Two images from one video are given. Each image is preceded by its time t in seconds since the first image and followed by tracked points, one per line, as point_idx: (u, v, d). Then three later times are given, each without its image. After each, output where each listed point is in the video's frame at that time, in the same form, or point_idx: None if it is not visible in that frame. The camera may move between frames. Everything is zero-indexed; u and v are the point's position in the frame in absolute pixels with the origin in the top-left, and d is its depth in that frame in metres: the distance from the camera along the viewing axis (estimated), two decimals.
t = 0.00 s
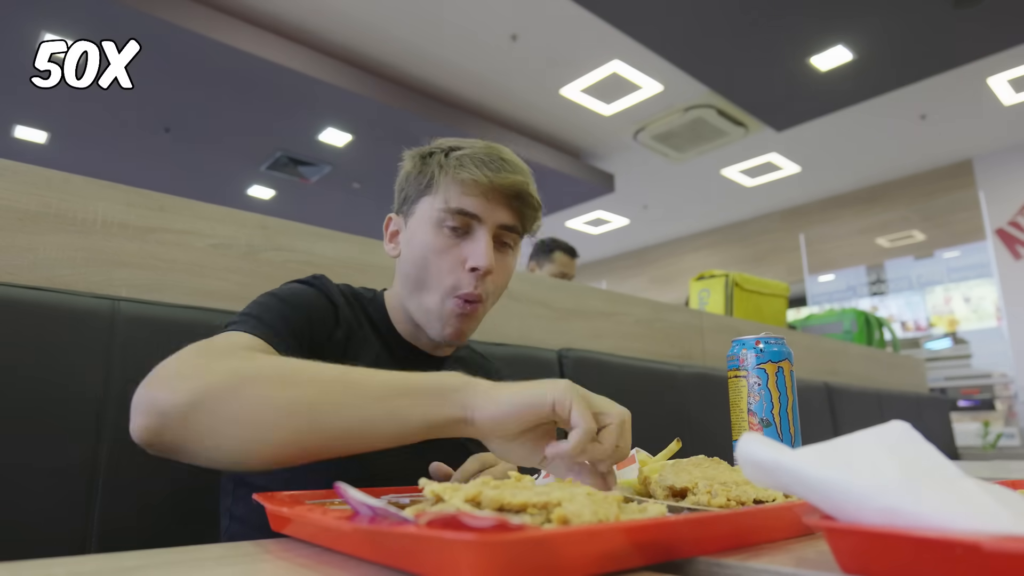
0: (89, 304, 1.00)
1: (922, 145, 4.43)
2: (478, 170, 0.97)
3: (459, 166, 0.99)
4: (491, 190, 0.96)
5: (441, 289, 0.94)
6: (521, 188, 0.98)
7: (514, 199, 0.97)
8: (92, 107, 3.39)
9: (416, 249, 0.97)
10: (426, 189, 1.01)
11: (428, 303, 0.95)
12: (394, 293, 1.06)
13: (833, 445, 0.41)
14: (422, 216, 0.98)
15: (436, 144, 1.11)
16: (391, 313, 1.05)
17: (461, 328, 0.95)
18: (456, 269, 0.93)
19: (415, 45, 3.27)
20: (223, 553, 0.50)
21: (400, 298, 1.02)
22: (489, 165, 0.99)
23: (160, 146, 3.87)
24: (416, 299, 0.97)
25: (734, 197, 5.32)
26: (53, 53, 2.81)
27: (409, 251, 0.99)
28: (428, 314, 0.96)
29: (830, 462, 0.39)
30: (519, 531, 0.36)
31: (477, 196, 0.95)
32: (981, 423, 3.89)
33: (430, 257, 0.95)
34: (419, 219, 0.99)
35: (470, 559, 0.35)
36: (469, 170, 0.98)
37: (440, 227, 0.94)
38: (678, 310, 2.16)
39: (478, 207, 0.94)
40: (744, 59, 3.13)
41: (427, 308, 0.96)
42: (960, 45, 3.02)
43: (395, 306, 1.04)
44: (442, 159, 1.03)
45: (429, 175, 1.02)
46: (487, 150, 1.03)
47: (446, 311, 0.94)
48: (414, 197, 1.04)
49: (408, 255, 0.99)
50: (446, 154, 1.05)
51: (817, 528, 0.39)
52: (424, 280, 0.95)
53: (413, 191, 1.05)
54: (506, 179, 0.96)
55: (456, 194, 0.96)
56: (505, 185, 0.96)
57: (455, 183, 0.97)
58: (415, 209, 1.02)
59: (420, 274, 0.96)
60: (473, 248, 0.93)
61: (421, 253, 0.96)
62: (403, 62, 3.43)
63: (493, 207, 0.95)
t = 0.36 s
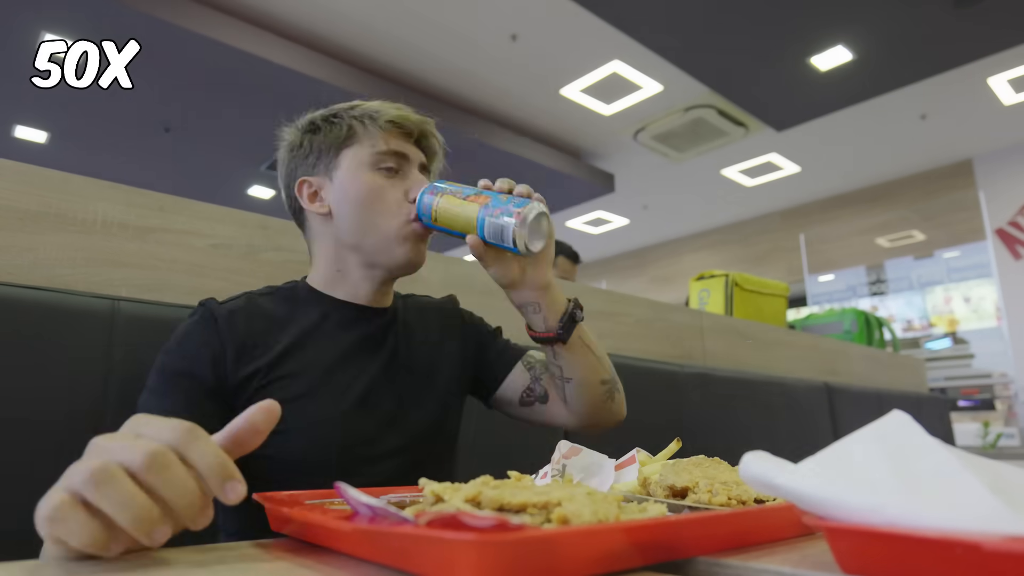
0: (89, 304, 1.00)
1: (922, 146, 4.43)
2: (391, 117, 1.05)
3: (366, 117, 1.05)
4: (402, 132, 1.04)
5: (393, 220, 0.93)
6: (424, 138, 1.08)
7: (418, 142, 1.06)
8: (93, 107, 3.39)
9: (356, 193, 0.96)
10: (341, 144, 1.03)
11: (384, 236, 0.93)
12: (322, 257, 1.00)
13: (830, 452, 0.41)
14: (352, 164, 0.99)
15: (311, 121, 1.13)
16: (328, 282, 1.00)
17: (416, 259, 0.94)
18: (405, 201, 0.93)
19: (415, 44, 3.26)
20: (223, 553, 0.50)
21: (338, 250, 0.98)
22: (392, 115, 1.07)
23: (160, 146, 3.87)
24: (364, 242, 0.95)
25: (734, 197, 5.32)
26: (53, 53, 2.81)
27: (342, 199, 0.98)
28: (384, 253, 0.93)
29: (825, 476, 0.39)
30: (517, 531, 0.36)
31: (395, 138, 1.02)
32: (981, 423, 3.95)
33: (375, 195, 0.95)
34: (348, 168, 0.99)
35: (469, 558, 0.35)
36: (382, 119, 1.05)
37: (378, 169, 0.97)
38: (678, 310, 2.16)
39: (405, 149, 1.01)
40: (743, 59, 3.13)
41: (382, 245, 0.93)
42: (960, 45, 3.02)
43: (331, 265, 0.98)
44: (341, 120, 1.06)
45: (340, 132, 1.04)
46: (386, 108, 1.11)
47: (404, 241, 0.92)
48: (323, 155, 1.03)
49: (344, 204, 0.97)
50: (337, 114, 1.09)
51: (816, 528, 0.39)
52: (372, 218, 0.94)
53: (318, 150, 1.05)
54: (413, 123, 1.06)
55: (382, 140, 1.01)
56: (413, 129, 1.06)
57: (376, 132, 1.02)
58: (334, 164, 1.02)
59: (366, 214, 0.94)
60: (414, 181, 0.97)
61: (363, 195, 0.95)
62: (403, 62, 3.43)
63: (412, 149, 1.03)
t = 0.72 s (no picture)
0: (90, 305, 1.00)
1: (922, 145, 4.43)
2: (538, 184, 0.95)
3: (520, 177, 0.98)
4: (550, 210, 0.92)
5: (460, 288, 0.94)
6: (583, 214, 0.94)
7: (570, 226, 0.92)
8: (93, 108, 3.39)
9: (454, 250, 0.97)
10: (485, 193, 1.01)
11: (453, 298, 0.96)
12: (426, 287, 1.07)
13: (826, 454, 0.41)
14: (472, 217, 0.99)
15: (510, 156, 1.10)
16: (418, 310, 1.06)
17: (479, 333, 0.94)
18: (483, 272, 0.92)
19: (415, 44, 3.26)
20: (222, 553, 0.50)
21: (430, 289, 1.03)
22: (554, 183, 0.96)
23: (160, 146, 3.87)
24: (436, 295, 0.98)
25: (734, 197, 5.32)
26: (53, 53, 2.81)
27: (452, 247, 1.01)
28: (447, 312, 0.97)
29: (823, 476, 0.39)
30: (517, 531, 0.37)
31: (532, 213, 0.92)
32: (981, 423, 3.87)
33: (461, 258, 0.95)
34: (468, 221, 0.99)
35: (469, 558, 0.35)
36: (535, 184, 0.95)
37: (483, 234, 0.94)
38: (678, 311, 2.16)
39: (527, 222, 0.92)
40: (743, 59, 3.13)
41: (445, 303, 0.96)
42: (960, 44, 3.02)
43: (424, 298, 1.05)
44: (510, 168, 1.02)
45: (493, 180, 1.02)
46: (560, 169, 1.00)
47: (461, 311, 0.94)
48: (478, 196, 1.04)
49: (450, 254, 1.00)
50: (520, 162, 1.04)
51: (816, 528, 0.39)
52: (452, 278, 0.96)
53: (481, 193, 1.04)
54: (568, 202, 0.93)
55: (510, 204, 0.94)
56: (564, 210, 0.92)
57: (510, 192, 0.95)
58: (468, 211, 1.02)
59: (451, 271, 0.97)
60: (507, 260, 0.91)
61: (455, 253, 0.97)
62: (403, 62, 3.43)
63: (545, 228, 0.91)
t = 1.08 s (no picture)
0: (90, 305, 1.00)
1: (922, 146, 4.43)
2: (508, 190, 0.97)
3: (490, 181, 0.98)
4: (521, 213, 0.95)
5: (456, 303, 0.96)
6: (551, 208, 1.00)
7: (540, 222, 0.97)
8: (94, 108, 3.40)
9: (433, 262, 0.98)
10: (450, 199, 1.00)
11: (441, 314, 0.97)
12: (403, 292, 1.08)
13: (824, 455, 0.41)
14: (441, 225, 0.99)
15: (460, 151, 1.09)
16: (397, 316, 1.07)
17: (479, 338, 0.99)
18: (472, 285, 0.95)
19: (415, 44, 3.26)
20: (223, 553, 0.50)
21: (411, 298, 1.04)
22: (519, 185, 0.98)
23: (160, 147, 3.87)
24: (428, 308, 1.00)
25: (734, 198, 5.32)
26: (53, 53, 2.81)
27: (422, 256, 1.01)
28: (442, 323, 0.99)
29: (822, 475, 0.39)
30: (517, 531, 0.37)
31: (505, 217, 0.95)
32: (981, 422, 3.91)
33: (447, 271, 0.97)
34: (438, 229, 0.99)
35: (469, 559, 0.35)
36: (501, 189, 0.97)
37: (460, 243, 0.95)
38: (678, 311, 2.16)
39: (503, 227, 0.94)
40: (743, 60, 3.13)
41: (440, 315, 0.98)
42: (961, 44, 3.02)
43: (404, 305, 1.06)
44: (475, 172, 1.01)
45: (455, 184, 1.01)
46: (515, 166, 1.02)
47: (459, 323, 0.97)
48: (435, 202, 1.03)
49: (423, 262, 1.00)
50: (474, 163, 1.04)
51: (815, 528, 0.39)
52: (439, 290, 0.98)
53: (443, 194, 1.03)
54: (536, 202, 0.97)
55: (484, 211, 0.96)
56: (534, 209, 0.96)
57: (482, 200, 0.97)
58: (436, 216, 1.01)
59: (434, 286, 0.98)
60: (492, 267, 0.94)
61: (436, 265, 0.98)
62: (403, 62, 3.43)
63: (519, 229, 0.95)
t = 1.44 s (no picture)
0: (90, 304, 1.00)
1: (922, 145, 4.42)
2: (477, 171, 0.97)
3: (458, 165, 0.98)
4: (492, 193, 0.95)
5: (434, 289, 0.95)
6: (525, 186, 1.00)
7: (513, 201, 0.97)
8: (93, 108, 3.39)
9: (409, 252, 0.98)
10: (421, 187, 1.01)
11: (422, 299, 0.97)
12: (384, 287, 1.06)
13: (823, 455, 0.41)
14: (413, 215, 0.99)
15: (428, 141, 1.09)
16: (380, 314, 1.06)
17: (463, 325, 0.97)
18: (450, 271, 0.94)
19: (416, 43, 3.26)
20: (223, 553, 0.50)
21: (392, 292, 1.03)
22: (488, 166, 0.98)
23: (160, 146, 3.87)
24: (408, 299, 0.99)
25: (734, 197, 5.31)
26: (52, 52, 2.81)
27: (398, 250, 1.01)
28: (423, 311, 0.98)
29: (824, 477, 0.39)
30: (518, 532, 0.36)
31: (477, 199, 0.95)
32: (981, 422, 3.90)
33: (423, 259, 0.96)
34: (412, 219, 0.99)
35: (471, 559, 0.35)
36: (471, 170, 0.97)
37: (434, 230, 0.95)
38: (678, 310, 2.16)
39: (475, 210, 0.95)
40: (743, 59, 3.13)
41: (421, 303, 0.97)
42: (961, 43, 3.01)
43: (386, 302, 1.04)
44: (443, 158, 1.01)
45: (426, 172, 1.01)
46: (484, 148, 1.02)
47: (440, 309, 0.96)
48: (408, 193, 1.03)
49: (399, 253, 1.00)
50: (442, 151, 1.04)
51: (814, 529, 0.39)
52: (416, 279, 0.96)
53: (416, 184, 1.03)
54: (506, 180, 0.97)
55: (454, 195, 0.96)
56: (505, 186, 0.96)
57: (452, 184, 0.97)
58: (410, 206, 1.01)
59: (413, 273, 0.97)
60: (468, 250, 0.94)
61: (412, 253, 0.97)
62: (403, 62, 3.43)
63: (490, 210, 0.95)
